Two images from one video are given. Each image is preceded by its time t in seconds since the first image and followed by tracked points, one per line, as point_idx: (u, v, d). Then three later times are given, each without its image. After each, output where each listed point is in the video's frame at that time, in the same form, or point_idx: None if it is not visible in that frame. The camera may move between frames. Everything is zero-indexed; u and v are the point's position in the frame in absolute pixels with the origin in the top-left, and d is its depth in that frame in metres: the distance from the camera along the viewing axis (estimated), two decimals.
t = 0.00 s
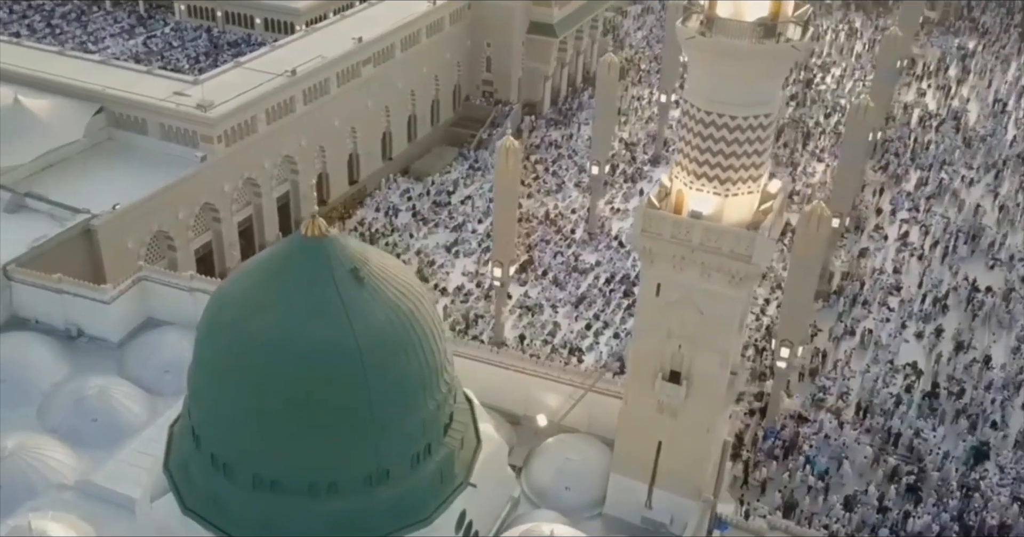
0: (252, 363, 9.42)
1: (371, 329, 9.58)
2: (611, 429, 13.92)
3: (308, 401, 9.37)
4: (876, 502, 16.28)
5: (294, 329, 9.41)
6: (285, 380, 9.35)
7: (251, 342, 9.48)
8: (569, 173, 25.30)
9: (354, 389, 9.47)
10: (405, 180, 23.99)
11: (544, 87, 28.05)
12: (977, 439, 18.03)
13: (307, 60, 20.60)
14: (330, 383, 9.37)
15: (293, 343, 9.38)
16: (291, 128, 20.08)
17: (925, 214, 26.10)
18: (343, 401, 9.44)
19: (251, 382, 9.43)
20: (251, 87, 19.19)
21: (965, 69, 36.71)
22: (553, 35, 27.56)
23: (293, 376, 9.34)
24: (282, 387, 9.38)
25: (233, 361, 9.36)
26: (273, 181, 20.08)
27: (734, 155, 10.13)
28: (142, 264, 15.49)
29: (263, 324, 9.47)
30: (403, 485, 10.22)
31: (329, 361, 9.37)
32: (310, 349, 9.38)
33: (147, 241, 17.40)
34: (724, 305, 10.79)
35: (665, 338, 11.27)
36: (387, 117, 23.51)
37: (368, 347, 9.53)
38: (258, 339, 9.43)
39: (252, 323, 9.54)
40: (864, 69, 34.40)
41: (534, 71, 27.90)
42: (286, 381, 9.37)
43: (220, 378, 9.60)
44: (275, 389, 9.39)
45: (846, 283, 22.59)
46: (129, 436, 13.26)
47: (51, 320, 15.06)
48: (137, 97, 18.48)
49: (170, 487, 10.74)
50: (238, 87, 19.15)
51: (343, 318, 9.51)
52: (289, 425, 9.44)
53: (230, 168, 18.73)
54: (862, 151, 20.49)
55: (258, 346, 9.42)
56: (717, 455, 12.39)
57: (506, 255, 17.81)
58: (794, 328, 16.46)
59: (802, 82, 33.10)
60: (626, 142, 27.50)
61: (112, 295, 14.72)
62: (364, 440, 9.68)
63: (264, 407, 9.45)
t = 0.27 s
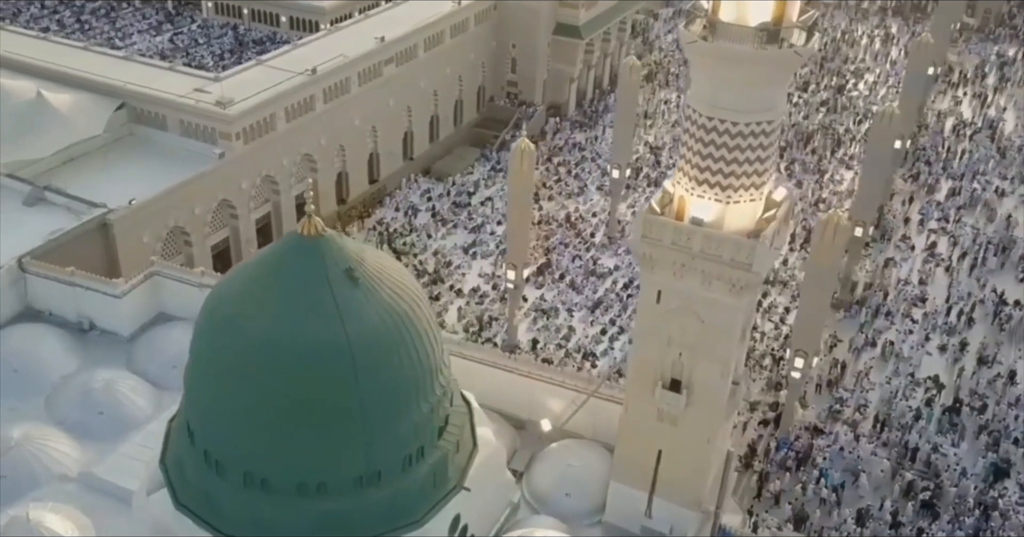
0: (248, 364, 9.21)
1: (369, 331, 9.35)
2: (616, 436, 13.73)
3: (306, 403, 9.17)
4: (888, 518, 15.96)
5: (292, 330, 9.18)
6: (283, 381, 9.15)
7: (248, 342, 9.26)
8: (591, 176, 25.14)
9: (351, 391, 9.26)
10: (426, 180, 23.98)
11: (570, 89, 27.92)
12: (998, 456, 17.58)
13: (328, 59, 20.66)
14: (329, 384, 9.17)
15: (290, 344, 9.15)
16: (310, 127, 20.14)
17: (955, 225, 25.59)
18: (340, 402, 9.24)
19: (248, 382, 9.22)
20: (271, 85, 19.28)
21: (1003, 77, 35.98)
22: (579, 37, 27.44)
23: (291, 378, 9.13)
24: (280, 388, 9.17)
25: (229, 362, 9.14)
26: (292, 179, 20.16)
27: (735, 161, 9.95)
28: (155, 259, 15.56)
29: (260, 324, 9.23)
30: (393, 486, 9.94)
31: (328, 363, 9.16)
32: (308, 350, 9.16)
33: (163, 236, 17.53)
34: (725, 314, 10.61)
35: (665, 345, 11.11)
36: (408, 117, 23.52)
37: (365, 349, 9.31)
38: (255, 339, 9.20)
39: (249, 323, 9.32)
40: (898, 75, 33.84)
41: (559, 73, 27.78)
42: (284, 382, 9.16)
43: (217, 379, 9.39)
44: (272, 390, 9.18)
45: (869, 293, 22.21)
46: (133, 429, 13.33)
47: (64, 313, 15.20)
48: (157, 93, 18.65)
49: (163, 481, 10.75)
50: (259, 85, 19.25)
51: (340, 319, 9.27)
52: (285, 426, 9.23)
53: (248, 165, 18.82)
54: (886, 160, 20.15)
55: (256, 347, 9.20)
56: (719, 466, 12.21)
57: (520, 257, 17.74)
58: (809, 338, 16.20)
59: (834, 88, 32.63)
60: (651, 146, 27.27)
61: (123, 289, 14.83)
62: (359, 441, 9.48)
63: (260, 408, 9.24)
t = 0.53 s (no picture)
0: (245, 362, 9.67)
1: (360, 330, 9.80)
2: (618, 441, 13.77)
3: (299, 398, 9.62)
4: (900, 531, 15.66)
5: (286, 328, 9.63)
6: (278, 377, 9.60)
7: (244, 339, 9.72)
8: (611, 179, 24.97)
9: (341, 389, 9.70)
10: (444, 181, 23.98)
11: (592, 92, 27.78)
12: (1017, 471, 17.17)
13: (347, 58, 20.70)
14: (321, 380, 9.63)
15: (285, 341, 9.62)
16: (328, 126, 20.20)
17: (981, 234, 25.10)
18: (331, 399, 9.69)
19: (244, 383, 9.66)
20: (289, 84, 19.35)
21: None
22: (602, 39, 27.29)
23: (286, 374, 9.58)
24: (276, 385, 9.62)
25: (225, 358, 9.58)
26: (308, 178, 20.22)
27: (736, 167, 9.82)
28: (164, 256, 15.55)
29: (256, 321, 9.67)
30: (389, 485, 10.29)
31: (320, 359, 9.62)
32: (302, 347, 9.63)
33: (177, 233, 17.64)
34: (725, 321, 10.46)
35: (665, 352, 10.98)
36: (427, 117, 23.53)
37: (355, 348, 9.76)
38: (251, 338, 9.67)
39: (244, 320, 9.78)
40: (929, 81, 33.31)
41: (582, 75, 27.65)
42: (279, 381, 9.60)
43: (213, 373, 9.88)
44: (266, 386, 9.65)
45: (889, 303, 21.86)
46: (138, 423, 13.39)
47: (75, 307, 15.34)
48: (176, 90, 18.78)
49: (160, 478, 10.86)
50: (276, 83, 19.33)
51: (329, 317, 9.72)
52: (279, 423, 9.68)
53: (264, 164, 18.90)
54: (908, 167, 19.85)
55: (251, 345, 9.66)
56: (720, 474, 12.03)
57: (532, 260, 17.67)
58: (821, 347, 15.98)
59: (862, 94, 32.20)
60: (673, 149, 27.07)
61: (133, 285, 14.91)
62: (351, 440, 9.87)
63: (255, 406, 9.68)
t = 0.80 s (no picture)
0: (237, 359, 8.86)
1: (356, 330, 8.97)
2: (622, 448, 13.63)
3: (293, 401, 8.80)
4: None
5: (279, 327, 8.82)
6: (268, 379, 8.80)
7: (243, 337, 8.90)
8: (634, 182, 24.76)
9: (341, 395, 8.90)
10: (466, 181, 23.96)
11: (618, 94, 27.59)
12: None
13: (369, 57, 20.74)
14: (314, 386, 8.80)
15: (279, 341, 8.79)
16: (348, 124, 20.25)
17: (1013, 246, 24.55)
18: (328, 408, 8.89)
19: (240, 380, 8.86)
20: (310, 82, 19.42)
21: None
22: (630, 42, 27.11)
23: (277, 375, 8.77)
24: (272, 385, 8.82)
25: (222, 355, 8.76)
26: (327, 176, 20.28)
27: (736, 174, 9.65)
28: (178, 251, 15.65)
29: (253, 320, 8.86)
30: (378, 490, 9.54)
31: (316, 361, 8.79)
32: (301, 349, 8.82)
33: (193, 228, 17.78)
34: (725, 329, 10.28)
35: (665, 360, 10.81)
36: (449, 117, 23.52)
37: (352, 351, 8.92)
38: (247, 339, 8.85)
39: (239, 321, 8.96)
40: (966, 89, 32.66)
41: (609, 77, 27.48)
42: (276, 378, 8.79)
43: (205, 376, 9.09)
44: (258, 388, 8.82)
45: (914, 314, 21.45)
46: (145, 416, 13.44)
47: (90, 300, 15.49)
48: (198, 87, 18.93)
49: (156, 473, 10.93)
50: (297, 81, 19.42)
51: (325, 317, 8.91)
52: (270, 428, 8.90)
53: (283, 161, 18.98)
54: (934, 175, 19.48)
55: (246, 346, 8.84)
56: (721, 485, 11.83)
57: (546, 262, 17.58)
58: (836, 358, 15.71)
59: (896, 100, 31.67)
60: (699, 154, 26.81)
61: (145, 279, 15.02)
62: (345, 440, 9.07)
63: (245, 407, 8.89)
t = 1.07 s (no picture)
0: (239, 356, 9.70)
1: (350, 329, 9.81)
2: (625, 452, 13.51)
3: (289, 394, 9.64)
4: None
5: (278, 325, 9.67)
6: (268, 374, 9.63)
7: (243, 335, 9.74)
8: (651, 185, 24.58)
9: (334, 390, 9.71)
10: (481, 182, 23.92)
11: (637, 96, 27.43)
12: None
13: (385, 57, 20.76)
14: (310, 381, 9.64)
15: (279, 339, 9.64)
16: (363, 123, 20.28)
17: None
18: (322, 402, 9.70)
19: (239, 374, 9.70)
20: (325, 81, 19.45)
21: None
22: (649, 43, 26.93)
23: (276, 369, 9.61)
24: (270, 380, 9.64)
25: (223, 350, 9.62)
26: (341, 175, 20.32)
27: (736, 179, 9.53)
28: (187, 248, 15.67)
29: (252, 319, 9.72)
30: (375, 485, 10.27)
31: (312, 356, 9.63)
32: (299, 346, 9.66)
33: (205, 226, 17.86)
34: (724, 336, 10.16)
35: (664, 365, 10.68)
36: (465, 117, 23.50)
37: (346, 348, 9.75)
38: (247, 335, 9.70)
39: (240, 319, 9.81)
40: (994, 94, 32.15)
41: (628, 79, 27.33)
42: (275, 373, 9.63)
43: (208, 371, 9.92)
44: (259, 383, 9.66)
45: (932, 322, 21.12)
46: (149, 412, 13.47)
47: (100, 295, 15.60)
48: (213, 84, 19.03)
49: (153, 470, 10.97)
50: (312, 80, 19.46)
51: (321, 316, 9.74)
52: (270, 420, 9.72)
53: (296, 159, 19.02)
54: (953, 182, 19.20)
55: (247, 342, 9.69)
56: (722, 493, 11.66)
57: (557, 265, 17.50)
58: (847, 366, 15.52)
59: (921, 105, 31.24)
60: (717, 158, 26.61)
61: (153, 276, 15.06)
62: (337, 435, 9.86)
63: (246, 400, 9.72)
